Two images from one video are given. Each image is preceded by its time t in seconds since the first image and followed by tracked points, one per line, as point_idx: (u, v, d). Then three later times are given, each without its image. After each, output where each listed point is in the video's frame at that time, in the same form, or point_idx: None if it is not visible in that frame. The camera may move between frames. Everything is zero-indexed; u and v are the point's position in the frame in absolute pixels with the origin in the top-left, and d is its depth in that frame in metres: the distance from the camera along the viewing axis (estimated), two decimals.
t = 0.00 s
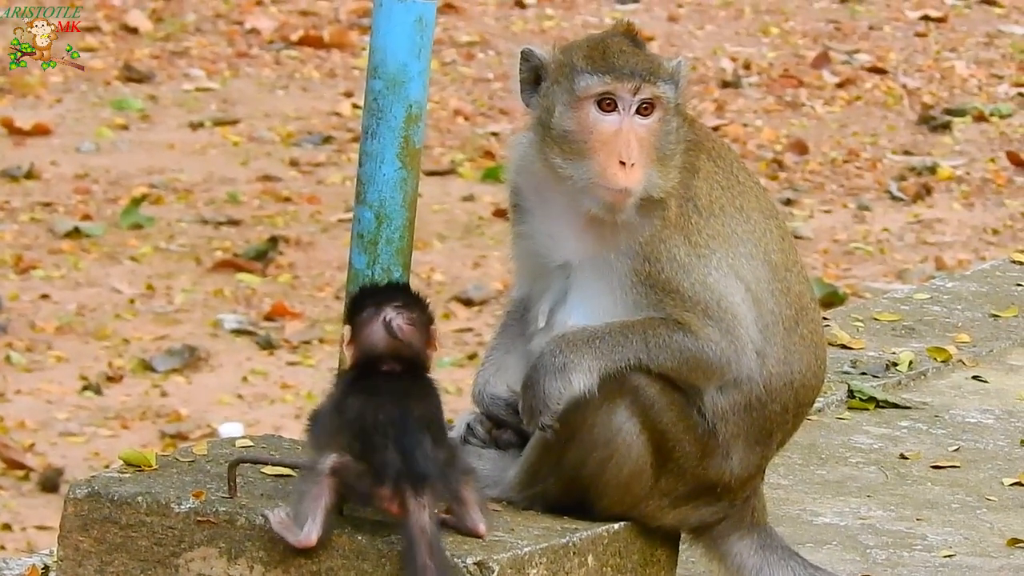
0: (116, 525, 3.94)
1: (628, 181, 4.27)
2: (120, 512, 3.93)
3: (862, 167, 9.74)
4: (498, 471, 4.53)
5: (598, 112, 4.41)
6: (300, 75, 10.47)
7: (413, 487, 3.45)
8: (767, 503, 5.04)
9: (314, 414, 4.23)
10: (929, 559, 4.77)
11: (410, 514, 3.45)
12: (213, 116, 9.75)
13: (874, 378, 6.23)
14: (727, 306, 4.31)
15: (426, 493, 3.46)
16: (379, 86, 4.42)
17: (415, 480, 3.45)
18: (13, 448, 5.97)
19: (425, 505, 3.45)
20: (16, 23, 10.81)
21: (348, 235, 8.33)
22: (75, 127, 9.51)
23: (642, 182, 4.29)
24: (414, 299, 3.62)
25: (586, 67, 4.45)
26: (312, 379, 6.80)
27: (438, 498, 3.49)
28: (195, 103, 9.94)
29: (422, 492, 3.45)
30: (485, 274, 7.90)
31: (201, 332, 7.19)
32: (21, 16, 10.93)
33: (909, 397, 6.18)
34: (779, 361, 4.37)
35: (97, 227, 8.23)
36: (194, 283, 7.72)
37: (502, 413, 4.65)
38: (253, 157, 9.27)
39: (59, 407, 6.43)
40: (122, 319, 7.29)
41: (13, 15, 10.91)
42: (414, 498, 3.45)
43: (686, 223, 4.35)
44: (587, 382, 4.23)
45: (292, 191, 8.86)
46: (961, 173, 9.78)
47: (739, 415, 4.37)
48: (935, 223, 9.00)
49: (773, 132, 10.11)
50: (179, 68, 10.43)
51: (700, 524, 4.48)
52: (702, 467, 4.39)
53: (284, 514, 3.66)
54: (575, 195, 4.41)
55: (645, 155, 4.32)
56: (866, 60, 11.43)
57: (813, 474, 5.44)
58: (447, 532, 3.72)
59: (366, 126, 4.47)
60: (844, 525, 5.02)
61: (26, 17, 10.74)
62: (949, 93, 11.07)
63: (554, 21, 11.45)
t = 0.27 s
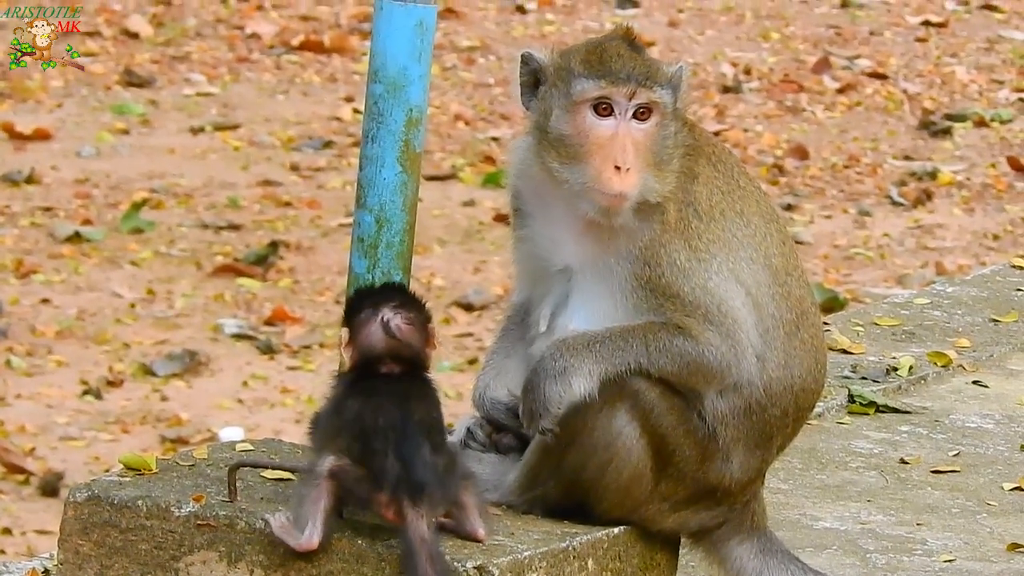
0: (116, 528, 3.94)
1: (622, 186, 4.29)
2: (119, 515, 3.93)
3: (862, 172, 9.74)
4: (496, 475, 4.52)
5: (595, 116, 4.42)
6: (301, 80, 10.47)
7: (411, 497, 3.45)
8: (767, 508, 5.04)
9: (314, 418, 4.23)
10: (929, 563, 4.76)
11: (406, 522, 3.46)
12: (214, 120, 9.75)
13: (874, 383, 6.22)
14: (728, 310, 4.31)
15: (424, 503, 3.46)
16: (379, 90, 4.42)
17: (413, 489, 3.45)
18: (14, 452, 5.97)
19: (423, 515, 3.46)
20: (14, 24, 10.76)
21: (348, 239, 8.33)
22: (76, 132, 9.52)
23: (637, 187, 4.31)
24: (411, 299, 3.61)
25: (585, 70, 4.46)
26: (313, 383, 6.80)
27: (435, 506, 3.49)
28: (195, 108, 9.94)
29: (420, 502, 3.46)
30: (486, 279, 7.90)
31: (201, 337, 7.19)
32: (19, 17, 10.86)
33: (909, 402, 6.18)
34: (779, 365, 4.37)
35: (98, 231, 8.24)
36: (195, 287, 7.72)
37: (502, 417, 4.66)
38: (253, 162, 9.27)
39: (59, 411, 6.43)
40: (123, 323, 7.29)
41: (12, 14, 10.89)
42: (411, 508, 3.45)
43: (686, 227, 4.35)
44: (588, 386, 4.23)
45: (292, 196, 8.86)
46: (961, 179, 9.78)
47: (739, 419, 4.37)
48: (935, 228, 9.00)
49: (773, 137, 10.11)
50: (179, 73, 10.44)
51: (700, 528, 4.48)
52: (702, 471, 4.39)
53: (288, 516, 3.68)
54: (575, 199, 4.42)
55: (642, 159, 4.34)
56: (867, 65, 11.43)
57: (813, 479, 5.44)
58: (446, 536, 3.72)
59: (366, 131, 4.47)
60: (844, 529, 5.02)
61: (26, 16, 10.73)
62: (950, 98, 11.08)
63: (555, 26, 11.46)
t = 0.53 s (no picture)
0: (117, 534, 3.94)
1: (620, 190, 4.30)
2: (120, 521, 3.93)
3: (862, 176, 9.74)
4: (498, 478, 4.52)
5: (593, 120, 4.43)
6: (300, 85, 10.47)
7: (411, 507, 3.48)
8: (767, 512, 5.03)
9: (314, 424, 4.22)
10: (930, 568, 4.76)
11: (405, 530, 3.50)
12: (214, 125, 9.75)
13: (874, 387, 6.22)
14: (728, 315, 4.31)
15: (423, 513, 3.49)
16: (379, 95, 4.42)
17: (412, 499, 3.47)
18: (14, 458, 5.97)
19: (422, 524, 3.49)
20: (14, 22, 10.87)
21: (348, 244, 8.33)
22: (76, 137, 9.52)
23: (634, 191, 4.31)
24: (419, 311, 3.52)
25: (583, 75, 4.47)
26: (313, 388, 6.79)
27: (435, 514, 3.52)
28: (195, 113, 9.94)
29: (420, 512, 3.48)
30: (486, 284, 7.90)
31: (202, 342, 7.18)
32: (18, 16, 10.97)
33: (910, 406, 6.18)
34: (779, 370, 4.37)
35: (98, 236, 8.24)
36: (195, 292, 7.72)
37: (503, 422, 4.66)
38: (254, 166, 9.27)
39: (60, 416, 6.43)
40: (123, 328, 7.29)
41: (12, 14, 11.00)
42: (410, 518, 3.48)
43: (685, 232, 4.35)
44: (588, 392, 4.23)
45: (292, 201, 8.86)
46: (962, 182, 9.78)
47: (739, 424, 4.36)
48: (936, 232, 9.00)
49: (773, 141, 10.11)
50: (180, 78, 10.44)
51: (701, 532, 4.48)
52: (702, 476, 4.39)
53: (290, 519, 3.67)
54: (574, 203, 4.42)
55: (640, 164, 4.35)
56: (867, 69, 11.43)
57: (814, 483, 5.44)
58: (446, 540, 3.72)
59: (366, 136, 4.46)
60: (845, 534, 5.02)
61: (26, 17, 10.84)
62: (950, 102, 11.08)
63: (555, 30, 11.46)
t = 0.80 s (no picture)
0: (116, 540, 3.94)
1: (615, 193, 4.32)
2: (119, 527, 3.93)
3: (862, 182, 9.74)
4: (497, 486, 4.53)
5: (590, 122, 4.44)
6: (300, 91, 10.47)
7: (409, 512, 3.47)
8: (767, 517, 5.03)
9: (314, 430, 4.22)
10: (930, 573, 4.76)
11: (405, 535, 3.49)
12: (213, 131, 9.75)
13: (874, 393, 6.22)
14: (727, 321, 4.30)
15: (423, 517, 3.48)
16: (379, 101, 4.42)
17: (411, 504, 3.47)
18: (13, 464, 5.96)
19: (422, 528, 3.48)
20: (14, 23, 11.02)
21: (347, 250, 8.33)
22: (75, 143, 9.52)
23: (630, 194, 4.33)
24: (393, 331, 3.54)
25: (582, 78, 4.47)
26: (312, 395, 6.79)
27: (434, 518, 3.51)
28: (195, 119, 9.94)
29: (420, 517, 3.47)
30: (486, 290, 7.89)
31: (201, 348, 7.18)
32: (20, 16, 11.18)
33: (909, 412, 6.17)
34: (779, 375, 4.37)
35: (97, 242, 8.24)
36: (194, 298, 7.72)
37: (502, 428, 4.66)
38: (253, 172, 9.27)
39: (59, 423, 6.42)
40: (122, 334, 7.28)
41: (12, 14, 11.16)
42: (410, 523, 3.47)
43: (684, 237, 4.35)
44: (587, 397, 4.23)
45: (291, 207, 8.86)
46: (961, 189, 9.78)
47: (739, 429, 4.36)
48: (935, 238, 9.00)
49: (773, 147, 10.11)
50: (179, 84, 10.44)
51: (701, 538, 4.48)
52: (701, 481, 4.39)
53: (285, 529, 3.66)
54: (573, 206, 4.43)
55: (636, 167, 4.36)
56: (866, 75, 11.43)
57: (813, 489, 5.43)
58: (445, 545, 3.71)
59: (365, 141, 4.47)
60: (844, 539, 5.01)
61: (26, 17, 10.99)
62: (949, 108, 11.09)
63: (554, 36, 11.46)
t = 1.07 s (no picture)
0: (115, 546, 3.93)
1: (638, 194, 4.22)
2: (118, 533, 3.92)
3: (860, 187, 9.74)
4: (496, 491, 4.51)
5: (608, 127, 4.34)
6: (298, 95, 10.47)
7: (406, 520, 3.47)
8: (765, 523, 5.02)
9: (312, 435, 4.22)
10: None
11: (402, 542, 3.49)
12: (211, 136, 9.75)
13: (872, 399, 6.22)
14: (725, 326, 4.31)
15: (419, 525, 3.48)
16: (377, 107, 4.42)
17: (407, 511, 3.47)
18: (11, 469, 5.96)
19: (419, 535, 3.48)
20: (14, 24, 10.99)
21: (346, 255, 8.32)
22: (73, 148, 9.52)
23: (651, 196, 4.24)
24: (385, 338, 3.60)
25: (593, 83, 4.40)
26: (310, 400, 6.79)
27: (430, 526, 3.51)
28: (193, 123, 9.94)
29: (416, 525, 3.48)
30: (484, 294, 7.89)
31: (200, 353, 7.18)
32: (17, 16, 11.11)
33: (908, 418, 6.17)
34: (777, 381, 4.37)
35: (95, 247, 8.23)
36: (192, 303, 7.72)
37: (501, 434, 4.66)
38: (251, 177, 9.27)
39: (57, 428, 6.42)
40: (121, 339, 7.28)
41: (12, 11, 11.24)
42: (407, 531, 3.47)
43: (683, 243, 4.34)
44: (585, 403, 4.24)
45: (290, 212, 8.86)
46: (959, 194, 9.78)
47: (737, 435, 4.36)
48: (933, 243, 9.00)
49: (772, 152, 10.12)
50: (177, 88, 10.44)
51: (700, 543, 4.49)
52: (699, 486, 4.40)
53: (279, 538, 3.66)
54: (583, 212, 4.36)
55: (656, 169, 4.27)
56: (864, 80, 11.44)
57: (812, 495, 5.43)
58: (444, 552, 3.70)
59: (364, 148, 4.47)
60: (843, 545, 5.01)
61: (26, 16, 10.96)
62: (947, 113, 11.10)
63: (553, 41, 11.46)
